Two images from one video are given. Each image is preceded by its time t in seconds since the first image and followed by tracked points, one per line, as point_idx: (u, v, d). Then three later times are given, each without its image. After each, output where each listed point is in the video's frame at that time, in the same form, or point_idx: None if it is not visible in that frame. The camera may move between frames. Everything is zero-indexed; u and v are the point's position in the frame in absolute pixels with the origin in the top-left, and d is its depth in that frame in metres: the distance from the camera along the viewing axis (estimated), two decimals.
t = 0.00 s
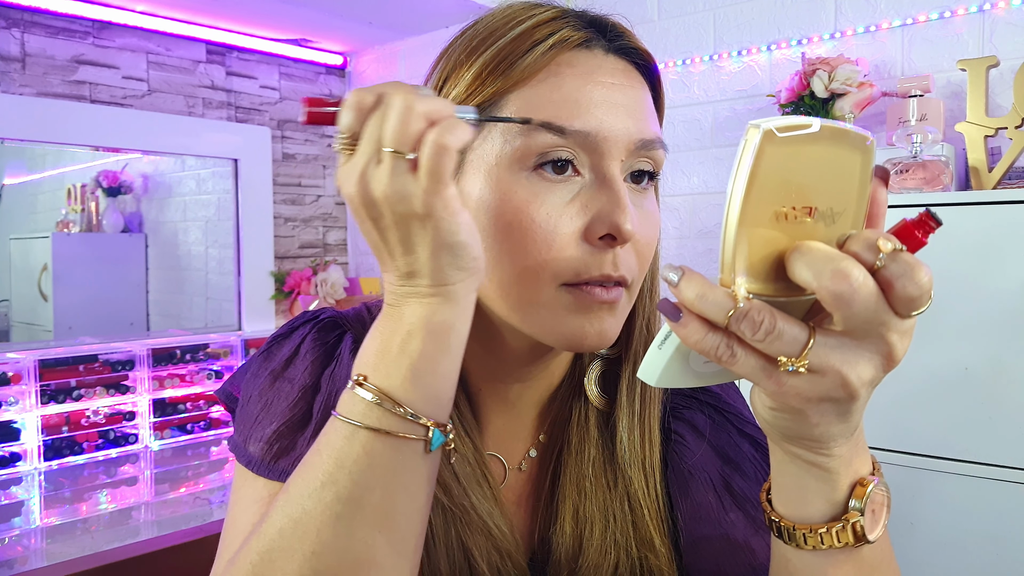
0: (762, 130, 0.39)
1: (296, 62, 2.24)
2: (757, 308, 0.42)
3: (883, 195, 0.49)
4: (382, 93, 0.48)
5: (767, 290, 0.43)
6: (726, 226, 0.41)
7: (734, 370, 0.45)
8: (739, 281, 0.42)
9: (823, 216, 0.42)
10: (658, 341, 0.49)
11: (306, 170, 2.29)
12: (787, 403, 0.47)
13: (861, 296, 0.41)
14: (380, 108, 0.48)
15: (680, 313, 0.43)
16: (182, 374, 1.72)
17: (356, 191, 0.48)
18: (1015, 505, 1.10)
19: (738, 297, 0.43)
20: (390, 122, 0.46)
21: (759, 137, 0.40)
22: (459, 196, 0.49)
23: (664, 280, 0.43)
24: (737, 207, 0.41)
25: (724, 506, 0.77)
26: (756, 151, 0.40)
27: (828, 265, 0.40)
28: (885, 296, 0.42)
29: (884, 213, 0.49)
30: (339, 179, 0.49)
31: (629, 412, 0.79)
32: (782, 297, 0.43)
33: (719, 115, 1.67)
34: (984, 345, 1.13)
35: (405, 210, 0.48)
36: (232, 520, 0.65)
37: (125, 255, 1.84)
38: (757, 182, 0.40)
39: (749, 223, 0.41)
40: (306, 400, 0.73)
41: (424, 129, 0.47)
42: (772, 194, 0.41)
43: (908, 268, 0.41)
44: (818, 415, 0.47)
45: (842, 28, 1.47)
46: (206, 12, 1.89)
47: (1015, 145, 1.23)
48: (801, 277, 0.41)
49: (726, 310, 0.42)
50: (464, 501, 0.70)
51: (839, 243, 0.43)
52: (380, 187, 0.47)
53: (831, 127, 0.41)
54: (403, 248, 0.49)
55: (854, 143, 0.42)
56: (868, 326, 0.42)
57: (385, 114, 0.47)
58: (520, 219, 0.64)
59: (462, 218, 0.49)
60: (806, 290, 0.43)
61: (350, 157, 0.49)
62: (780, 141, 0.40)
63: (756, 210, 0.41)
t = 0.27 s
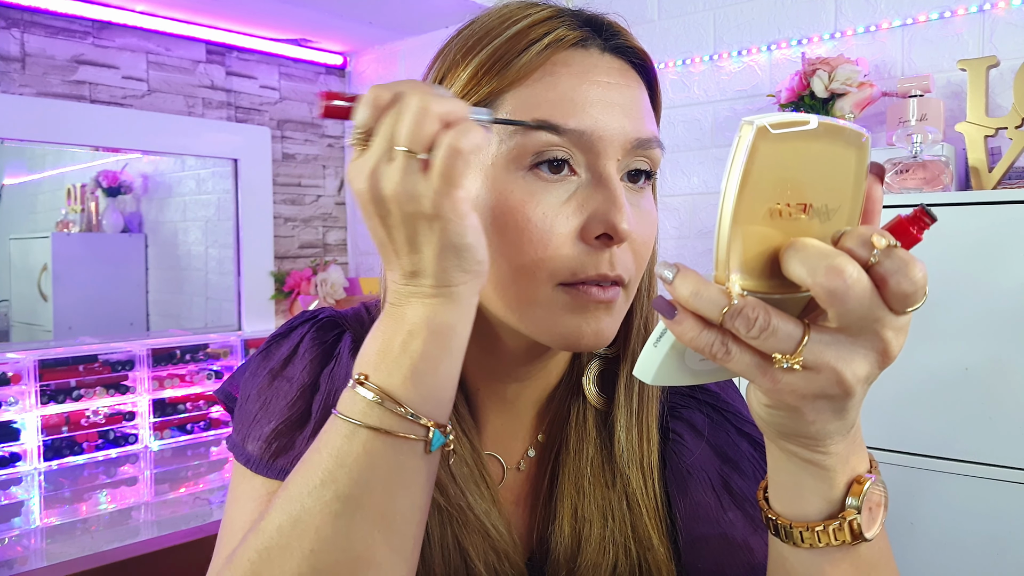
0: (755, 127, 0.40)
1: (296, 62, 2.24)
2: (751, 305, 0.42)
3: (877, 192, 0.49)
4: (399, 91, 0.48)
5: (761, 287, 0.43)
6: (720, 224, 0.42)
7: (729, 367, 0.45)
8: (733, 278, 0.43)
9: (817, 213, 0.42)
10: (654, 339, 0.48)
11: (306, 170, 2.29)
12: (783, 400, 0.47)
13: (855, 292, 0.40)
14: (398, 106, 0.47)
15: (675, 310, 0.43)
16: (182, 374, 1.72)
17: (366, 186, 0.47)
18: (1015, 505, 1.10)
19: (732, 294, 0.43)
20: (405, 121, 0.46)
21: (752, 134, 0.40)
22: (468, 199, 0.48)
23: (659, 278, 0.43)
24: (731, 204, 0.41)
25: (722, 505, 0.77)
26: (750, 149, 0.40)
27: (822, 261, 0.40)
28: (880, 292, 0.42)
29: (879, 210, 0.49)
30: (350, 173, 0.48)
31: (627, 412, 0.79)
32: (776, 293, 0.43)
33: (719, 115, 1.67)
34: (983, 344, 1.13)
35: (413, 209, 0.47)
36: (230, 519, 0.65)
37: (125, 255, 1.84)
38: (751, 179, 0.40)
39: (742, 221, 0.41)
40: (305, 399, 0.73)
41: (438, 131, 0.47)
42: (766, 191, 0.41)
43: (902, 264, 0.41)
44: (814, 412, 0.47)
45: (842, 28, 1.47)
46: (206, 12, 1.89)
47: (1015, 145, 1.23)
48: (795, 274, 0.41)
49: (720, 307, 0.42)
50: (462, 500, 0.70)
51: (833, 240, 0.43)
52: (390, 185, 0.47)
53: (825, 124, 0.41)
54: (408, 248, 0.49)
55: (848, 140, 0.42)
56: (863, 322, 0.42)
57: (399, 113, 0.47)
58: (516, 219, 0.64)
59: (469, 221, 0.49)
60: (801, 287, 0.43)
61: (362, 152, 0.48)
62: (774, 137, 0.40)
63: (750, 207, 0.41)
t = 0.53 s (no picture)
0: (753, 127, 0.40)
1: (296, 62, 2.24)
2: (750, 306, 0.42)
3: (876, 192, 0.49)
4: (416, 92, 0.48)
5: (760, 288, 0.43)
6: (718, 224, 0.42)
7: (728, 368, 0.45)
8: (731, 278, 0.43)
9: (816, 213, 0.42)
10: (653, 340, 0.48)
11: (306, 170, 2.29)
12: (782, 400, 0.47)
13: (853, 293, 0.40)
14: (412, 106, 0.47)
15: (674, 311, 0.43)
16: (182, 374, 1.72)
17: (377, 185, 0.47)
18: (1015, 505, 1.10)
19: (730, 294, 0.43)
20: (420, 122, 0.46)
21: (750, 134, 0.40)
22: (479, 204, 0.48)
23: (657, 278, 0.43)
24: (728, 205, 0.41)
25: (721, 504, 0.77)
26: (748, 150, 0.40)
27: (821, 262, 0.40)
28: (878, 293, 0.42)
29: (877, 209, 0.49)
30: (362, 171, 0.48)
31: (627, 411, 0.79)
32: (775, 294, 0.43)
33: (719, 115, 1.67)
34: (983, 345, 1.13)
35: (422, 211, 0.47)
36: (229, 519, 0.65)
37: (126, 256, 1.84)
38: (749, 180, 0.40)
39: (741, 221, 0.41)
40: (304, 399, 0.73)
41: (453, 134, 0.47)
42: (764, 191, 0.41)
43: (901, 265, 0.41)
44: (812, 413, 0.47)
45: (842, 28, 1.47)
46: (206, 12, 1.89)
47: (1015, 145, 1.23)
48: (793, 274, 0.41)
49: (719, 308, 0.42)
50: (461, 501, 0.70)
51: (831, 240, 0.43)
52: (400, 185, 0.47)
53: (823, 124, 0.41)
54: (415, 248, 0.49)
55: (846, 140, 0.42)
56: (861, 322, 0.42)
57: (414, 113, 0.47)
58: (516, 219, 0.64)
59: (478, 225, 0.49)
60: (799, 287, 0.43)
61: (376, 150, 0.48)
62: (771, 137, 0.40)
63: (748, 208, 0.41)
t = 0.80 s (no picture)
0: (753, 126, 0.40)
1: (296, 62, 2.24)
2: (750, 304, 0.42)
3: (876, 192, 0.49)
4: (423, 96, 0.49)
5: (760, 287, 0.43)
6: (718, 223, 0.42)
7: (727, 366, 0.45)
8: (731, 277, 0.43)
9: (816, 212, 0.42)
10: (652, 338, 0.48)
11: (306, 170, 2.29)
12: (781, 399, 0.47)
13: (853, 291, 0.40)
14: (419, 109, 0.48)
15: (673, 309, 0.43)
16: (182, 374, 1.72)
17: (383, 186, 0.48)
18: (1015, 505, 1.10)
19: (730, 293, 0.43)
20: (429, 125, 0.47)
21: (750, 133, 0.40)
22: (482, 206, 0.48)
23: (657, 277, 0.44)
24: (728, 203, 0.41)
25: (721, 504, 0.77)
26: (748, 149, 0.40)
27: (821, 261, 0.40)
28: (878, 292, 0.42)
29: (878, 209, 0.49)
30: (372, 172, 0.49)
31: (627, 411, 0.79)
32: (775, 293, 0.43)
33: (719, 115, 1.67)
34: (983, 345, 1.13)
35: (427, 212, 0.48)
36: (229, 519, 0.65)
37: (126, 256, 1.83)
38: (749, 179, 0.40)
39: (740, 220, 0.41)
40: (304, 398, 0.73)
41: (458, 136, 0.47)
42: (764, 190, 0.41)
43: (901, 263, 0.41)
44: (812, 412, 0.47)
45: (842, 28, 1.47)
46: (206, 12, 1.89)
47: (1015, 145, 1.23)
48: (793, 272, 0.41)
49: (718, 306, 0.42)
50: (461, 501, 0.70)
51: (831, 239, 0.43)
52: (406, 187, 0.48)
53: (824, 123, 0.41)
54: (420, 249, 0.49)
55: (847, 139, 0.42)
56: (860, 321, 0.42)
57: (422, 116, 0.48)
58: (518, 219, 0.64)
59: (482, 227, 0.49)
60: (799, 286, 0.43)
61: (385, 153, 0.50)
62: (772, 136, 0.40)
63: (748, 206, 0.41)
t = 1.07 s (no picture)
0: (755, 126, 0.40)
1: (296, 62, 2.24)
2: (751, 303, 0.42)
3: (876, 191, 0.49)
4: (433, 92, 0.49)
5: (760, 286, 0.43)
6: (720, 222, 0.42)
7: (728, 365, 0.45)
8: (732, 276, 0.42)
9: (816, 211, 0.42)
10: (653, 337, 0.48)
11: (306, 170, 2.29)
12: (782, 398, 0.46)
13: (854, 290, 0.40)
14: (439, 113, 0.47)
15: (674, 309, 0.43)
16: (182, 374, 1.72)
17: (393, 183, 0.48)
18: (1016, 505, 1.10)
19: (731, 292, 0.43)
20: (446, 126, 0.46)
21: (752, 132, 0.40)
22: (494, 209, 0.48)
23: (658, 276, 0.44)
24: (729, 203, 0.41)
25: (721, 504, 0.77)
26: (749, 148, 0.40)
27: (822, 260, 0.40)
28: (878, 291, 0.42)
29: (878, 208, 0.49)
30: (378, 168, 0.49)
31: (627, 411, 0.79)
32: (776, 292, 0.43)
33: (719, 115, 1.67)
34: (983, 344, 1.13)
35: (438, 212, 0.47)
36: (230, 519, 0.65)
37: (126, 256, 1.83)
38: (750, 178, 0.40)
39: (742, 219, 0.41)
40: (305, 397, 0.73)
41: (471, 140, 0.47)
42: (766, 189, 0.41)
43: (901, 262, 0.41)
44: (812, 411, 0.47)
45: (842, 28, 1.47)
46: (206, 12, 1.89)
47: (1015, 145, 1.23)
48: (794, 271, 0.41)
49: (720, 305, 0.42)
50: (462, 501, 0.70)
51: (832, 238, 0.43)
52: (417, 186, 0.47)
53: (825, 123, 0.42)
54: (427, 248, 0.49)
55: (848, 139, 0.42)
56: (861, 320, 0.42)
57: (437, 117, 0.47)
58: (521, 218, 0.64)
59: (492, 230, 0.49)
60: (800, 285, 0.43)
61: (392, 149, 0.49)
62: (773, 136, 0.40)
63: (749, 205, 0.41)
